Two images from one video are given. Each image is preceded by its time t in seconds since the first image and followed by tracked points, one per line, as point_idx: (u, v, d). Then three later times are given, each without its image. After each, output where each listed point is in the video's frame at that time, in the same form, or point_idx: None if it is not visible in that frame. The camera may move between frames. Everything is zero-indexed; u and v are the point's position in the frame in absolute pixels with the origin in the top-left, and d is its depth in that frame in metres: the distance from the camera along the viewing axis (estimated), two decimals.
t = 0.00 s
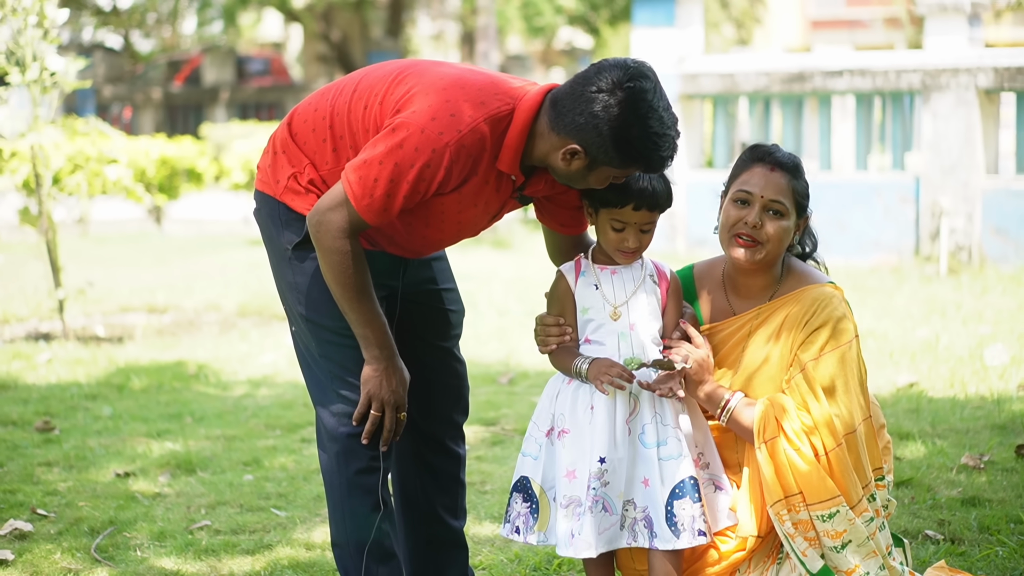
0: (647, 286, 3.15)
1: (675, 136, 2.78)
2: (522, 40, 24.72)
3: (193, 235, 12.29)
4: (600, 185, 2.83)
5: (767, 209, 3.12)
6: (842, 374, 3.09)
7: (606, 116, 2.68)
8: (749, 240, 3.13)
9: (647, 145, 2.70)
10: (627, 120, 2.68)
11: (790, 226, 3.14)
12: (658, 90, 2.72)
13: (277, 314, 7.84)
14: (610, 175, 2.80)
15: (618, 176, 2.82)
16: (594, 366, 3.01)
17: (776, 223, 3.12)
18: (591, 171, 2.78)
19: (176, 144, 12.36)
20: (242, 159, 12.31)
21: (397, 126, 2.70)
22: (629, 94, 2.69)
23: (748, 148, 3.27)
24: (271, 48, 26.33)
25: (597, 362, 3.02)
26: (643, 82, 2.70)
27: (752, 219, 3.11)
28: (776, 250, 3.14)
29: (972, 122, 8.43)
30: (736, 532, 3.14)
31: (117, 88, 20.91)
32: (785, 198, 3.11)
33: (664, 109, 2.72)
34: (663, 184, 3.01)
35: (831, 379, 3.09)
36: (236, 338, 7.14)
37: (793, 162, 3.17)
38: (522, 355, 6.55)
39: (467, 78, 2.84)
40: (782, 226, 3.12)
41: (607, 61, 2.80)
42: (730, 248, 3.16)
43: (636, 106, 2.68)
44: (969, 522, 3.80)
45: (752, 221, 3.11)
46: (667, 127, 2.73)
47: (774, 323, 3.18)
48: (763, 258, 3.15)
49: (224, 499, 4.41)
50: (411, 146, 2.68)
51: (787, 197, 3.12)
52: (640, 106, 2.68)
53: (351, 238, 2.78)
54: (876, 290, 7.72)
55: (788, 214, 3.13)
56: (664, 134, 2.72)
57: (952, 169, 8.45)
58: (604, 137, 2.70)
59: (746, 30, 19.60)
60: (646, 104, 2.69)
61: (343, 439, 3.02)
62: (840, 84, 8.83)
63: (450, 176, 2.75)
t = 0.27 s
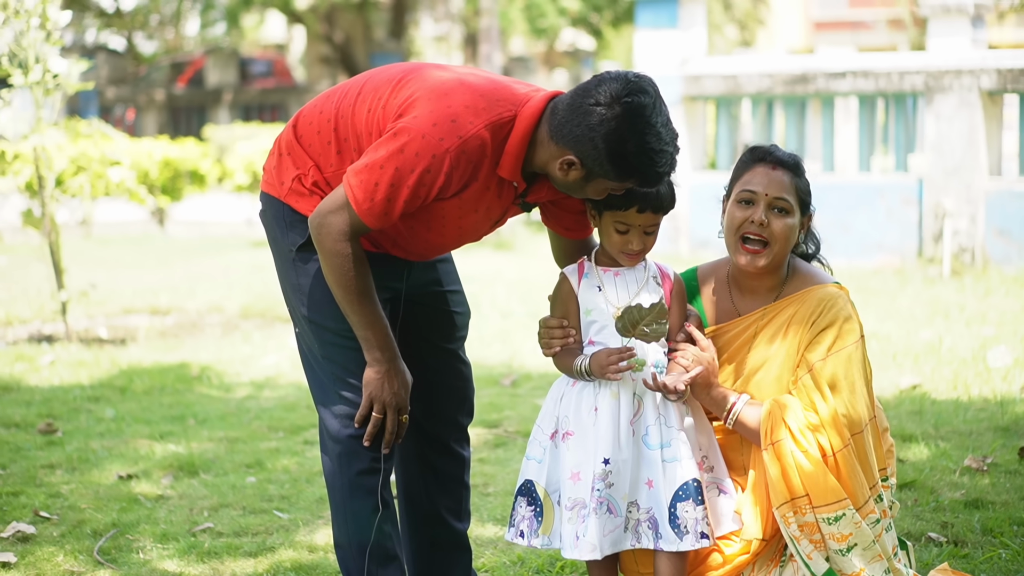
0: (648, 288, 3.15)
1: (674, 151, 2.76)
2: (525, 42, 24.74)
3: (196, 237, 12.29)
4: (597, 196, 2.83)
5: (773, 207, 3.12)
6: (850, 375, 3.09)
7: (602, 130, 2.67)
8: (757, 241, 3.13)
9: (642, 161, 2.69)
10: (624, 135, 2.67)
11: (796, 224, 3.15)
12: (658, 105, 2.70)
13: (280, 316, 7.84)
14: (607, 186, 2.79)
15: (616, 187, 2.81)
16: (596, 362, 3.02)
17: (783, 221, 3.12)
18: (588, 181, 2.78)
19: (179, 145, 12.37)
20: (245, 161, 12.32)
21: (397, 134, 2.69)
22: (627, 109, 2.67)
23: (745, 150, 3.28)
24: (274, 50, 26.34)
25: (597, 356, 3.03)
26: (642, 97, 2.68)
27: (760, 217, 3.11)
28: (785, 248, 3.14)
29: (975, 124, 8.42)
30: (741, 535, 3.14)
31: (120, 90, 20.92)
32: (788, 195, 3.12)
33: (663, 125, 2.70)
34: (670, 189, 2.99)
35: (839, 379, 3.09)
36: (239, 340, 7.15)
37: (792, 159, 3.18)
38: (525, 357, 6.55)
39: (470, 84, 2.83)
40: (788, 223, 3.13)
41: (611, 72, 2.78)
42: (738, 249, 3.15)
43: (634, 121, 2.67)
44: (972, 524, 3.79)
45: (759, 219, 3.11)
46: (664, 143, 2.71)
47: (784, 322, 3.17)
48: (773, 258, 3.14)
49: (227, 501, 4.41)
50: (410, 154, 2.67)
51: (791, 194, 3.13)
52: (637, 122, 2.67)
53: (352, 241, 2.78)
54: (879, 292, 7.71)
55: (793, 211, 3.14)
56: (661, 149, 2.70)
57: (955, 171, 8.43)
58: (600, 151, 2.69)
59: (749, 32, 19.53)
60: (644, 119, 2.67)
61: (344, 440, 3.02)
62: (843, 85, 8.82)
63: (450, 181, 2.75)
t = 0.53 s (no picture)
0: (654, 288, 3.16)
1: (672, 153, 2.75)
2: (528, 43, 24.74)
3: (200, 238, 12.31)
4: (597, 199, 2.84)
5: (747, 204, 3.14)
6: (857, 370, 3.07)
7: (597, 132, 2.67)
8: (747, 239, 3.14)
9: (639, 163, 2.69)
10: (619, 137, 2.66)
11: (775, 210, 3.16)
12: (653, 107, 2.70)
13: (283, 317, 7.85)
14: (607, 189, 2.79)
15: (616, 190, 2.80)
16: (599, 358, 3.02)
17: (762, 213, 3.14)
18: (587, 184, 2.78)
19: (183, 146, 12.38)
20: (248, 162, 12.34)
21: (394, 136, 2.70)
22: (622, 111, 2.67)
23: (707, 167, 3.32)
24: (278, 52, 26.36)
25: (600, 352, 3.02)
26: (637, 98, 2.68)
27: (739, 218, 3.12)
28: (774, 237, 3.14)
29: (978, 125, 8.43)
30: (749, 534, 3.14)
31: (124, 91, 20.94)
32: (755, 188, 3.15)
33: (659, 126, 2.69)
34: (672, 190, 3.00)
35: (847, 375, 3.07)
36: (242, 341, 7.15)
37: (747, 154, 3.21)
38: (528, 358, 6.55)
39: (470, 86, 2.83)
40: (768, 213, 3.14)
41: (607, 75, 2.78)
42: (733, 254, 3.16)
43: (628, 122, 2.66)
44: (976, 525, 3.79)
45: (739, 220, 3.12)
46: (661, 144, 2.70)
47: (792, 319, 3.17)
48: (766, 249, 3.14)
49: (231, 501, 4.41)
50: (408, 156, 2.68)
51: (757, 187, 3.15)
52: (632, 123, 2.66)
53: (353, 242, 2.79)
54: (883, 292, 7.71)
55: (768, 201, 3.15)
56: (658, 151, 2.70)
57: (958, 172, 8.43)
58: (596, 153, 2.69)
59: (752, 33, 19.46)
60: (639, 121, 2.67)
61: (346, 438, 3.02)
62: (846, 86, 8.82)
63: (449, 182, 2.75)
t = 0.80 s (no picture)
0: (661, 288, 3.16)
1: (670, 148, 2.74)
2: (530, 45, 24.76)
3: (202, 239, 12.32)
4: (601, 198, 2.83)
5: (747, 206, 3.14)
6: (858, 371, 3.07)
7: (593, 130, 2.66)
8: (746, 241, 3.14)
9: (636, 160, 2.68)
10: (615, 135, 2.66)
11: (775, 211, 3.16)
12: (648, 103, 2.68)
13: (285, 318, 7.85)
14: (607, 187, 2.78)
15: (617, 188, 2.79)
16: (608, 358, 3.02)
17: (762, 213, 3.14)
18: (587, 183, 2.77)
19: (185, 147, 12.40)
20: (250, 163, 12.35)
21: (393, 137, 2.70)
22: (617, 108, 2.66)
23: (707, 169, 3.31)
24: (280, 53, 26.38)
25: (612, 348, 3.02)
26: (631, 95, 2.67)
27: (737, 219, 3.12)
28: (773, 238, 3.15)
29: (980, 126, 8.42)
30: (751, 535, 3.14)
31: (126, 92, 20.96)
32: (754, 188, 3.14)
33: (654, 123, 2.68)
34: (679, 190, 3.02)
35: (847, 377, 3.08)
36: (244, 342, 7.15)
37: (749, 154, 3.20)
38: (530, 359, 6.55)
39: (469, 86, 2.84)
40: (767, 215, 3.14)
41: (603, 72, 2.77)
42: (731, 254, 3.16)
43: (622, 119, 2.65)
44: (977, 526, 3.78)
45: (738, 222, 3.12)
46: (658, 140, 2.69)
47: (798, 322, 3.16)
48: (767, 250, 3.14)
49: (233, 502, 4.41)
50: (405, 155, 2.68)
51: (758, 187, 3.15)
52: (626, 119, 2.65)
53: (354, 242, 2.79)
54: (885, 293, 7.71)
55: (768, 203, 3.15)
56: (654, 147, 2.69)
57: (960, 173, 8.42)
58: (593, 152, 2.69)
59: (755, 35, 19.29)
60: (633, 116, 2.66)
61: (346, 437, 3.02)
62: (848, 87, 8.83)
63: (447, 182, 2.75)
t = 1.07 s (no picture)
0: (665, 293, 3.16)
1: (672, 133, 2.72)
2: (533, 46, 24.78)
3: (205, 240, 12.33)
4: (605, 191, 2.78)
5: (778, 217, 3.11)
6: (857, 381, 3.07)
7: (595, 106, 2.67)
8: (759, 247, 3.14)
9: (637, 138, 2.65)
10: (616, 111, 2.65)
11: (801, 235, 3.13)
12: (648, 84, 2.69)
13: (288, 319, 7.86)
14: (609, 175, 2.74)
15: (620, 178, 2.75)
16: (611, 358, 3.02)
17: (786, 232, 3.12)
18: (589, 170, 2.74)
19: (188, 149, 12.41)
20: (253, 164, 12.36)
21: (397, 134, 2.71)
22: (619, 85, 2.67)
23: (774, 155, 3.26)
24: (283, 54, 26.40)
25: (615, 347, 3.02)
26: (633, 75, 2.69)
27: (762, 224, 3.11)
28: (786, 258, 3.14)
29: (983, 127, 8.40)
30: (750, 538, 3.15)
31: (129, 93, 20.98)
32: (794, 206, 3.11)
33: (655, 103, 2.68)
34: (685, 194, 3.00)
35: (847, 386, 3.07)
36: (247, 343, 7.16)
37: (813, 171, 3.14)
38: (532, 360, 6.55)
39: (470, 84, 2.85)
40: (791, 235, 3.12)
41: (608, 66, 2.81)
42: (739, 250, 3.18)
43: (622, 96, 2.66)
44: (980, 527, 3.78)
45: (761, 227, 3.12)
46: (660, 121, 2.68)
47: (800, 330, 3.17)
48: (772, 266, 3.15)
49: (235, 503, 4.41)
50: (410, 152, 2.68)
51: (798, 207, 3.11)
52: (626, 96, 2.66)
53: (359, 243, 2.79)
54: (887, 295, 7.70)
55: (799, 224, 3.12)
56: (656, 127, 2.67)
57: (963, 175, 8.42)
58: (594, 132, 2.67)
59: (757, 35, 19.44)
60: (634, 94, 2.66)
61: (349, 439, 3.03)
62: (851, 89, 8.78)
63: (451, 182, 2.76)
